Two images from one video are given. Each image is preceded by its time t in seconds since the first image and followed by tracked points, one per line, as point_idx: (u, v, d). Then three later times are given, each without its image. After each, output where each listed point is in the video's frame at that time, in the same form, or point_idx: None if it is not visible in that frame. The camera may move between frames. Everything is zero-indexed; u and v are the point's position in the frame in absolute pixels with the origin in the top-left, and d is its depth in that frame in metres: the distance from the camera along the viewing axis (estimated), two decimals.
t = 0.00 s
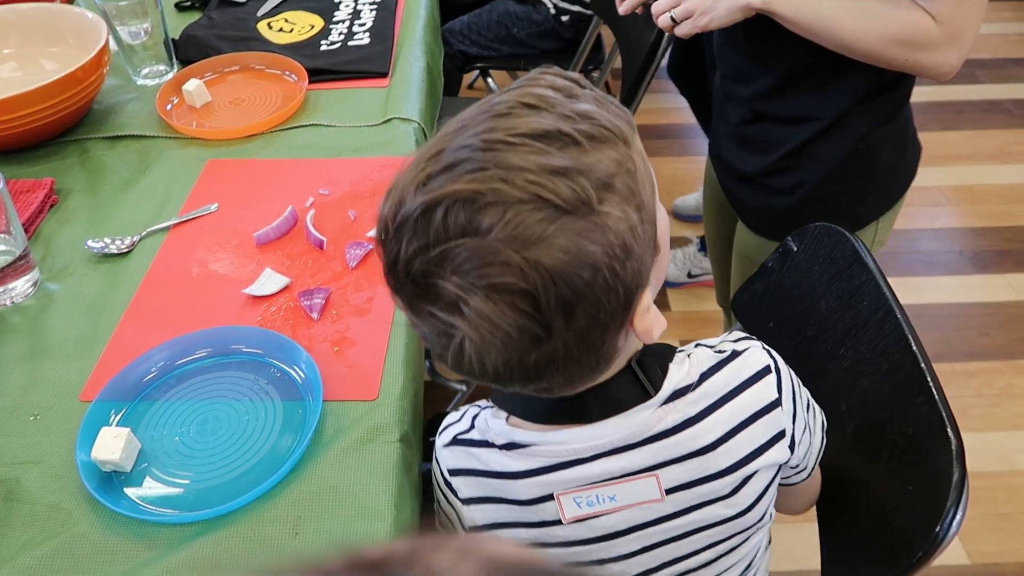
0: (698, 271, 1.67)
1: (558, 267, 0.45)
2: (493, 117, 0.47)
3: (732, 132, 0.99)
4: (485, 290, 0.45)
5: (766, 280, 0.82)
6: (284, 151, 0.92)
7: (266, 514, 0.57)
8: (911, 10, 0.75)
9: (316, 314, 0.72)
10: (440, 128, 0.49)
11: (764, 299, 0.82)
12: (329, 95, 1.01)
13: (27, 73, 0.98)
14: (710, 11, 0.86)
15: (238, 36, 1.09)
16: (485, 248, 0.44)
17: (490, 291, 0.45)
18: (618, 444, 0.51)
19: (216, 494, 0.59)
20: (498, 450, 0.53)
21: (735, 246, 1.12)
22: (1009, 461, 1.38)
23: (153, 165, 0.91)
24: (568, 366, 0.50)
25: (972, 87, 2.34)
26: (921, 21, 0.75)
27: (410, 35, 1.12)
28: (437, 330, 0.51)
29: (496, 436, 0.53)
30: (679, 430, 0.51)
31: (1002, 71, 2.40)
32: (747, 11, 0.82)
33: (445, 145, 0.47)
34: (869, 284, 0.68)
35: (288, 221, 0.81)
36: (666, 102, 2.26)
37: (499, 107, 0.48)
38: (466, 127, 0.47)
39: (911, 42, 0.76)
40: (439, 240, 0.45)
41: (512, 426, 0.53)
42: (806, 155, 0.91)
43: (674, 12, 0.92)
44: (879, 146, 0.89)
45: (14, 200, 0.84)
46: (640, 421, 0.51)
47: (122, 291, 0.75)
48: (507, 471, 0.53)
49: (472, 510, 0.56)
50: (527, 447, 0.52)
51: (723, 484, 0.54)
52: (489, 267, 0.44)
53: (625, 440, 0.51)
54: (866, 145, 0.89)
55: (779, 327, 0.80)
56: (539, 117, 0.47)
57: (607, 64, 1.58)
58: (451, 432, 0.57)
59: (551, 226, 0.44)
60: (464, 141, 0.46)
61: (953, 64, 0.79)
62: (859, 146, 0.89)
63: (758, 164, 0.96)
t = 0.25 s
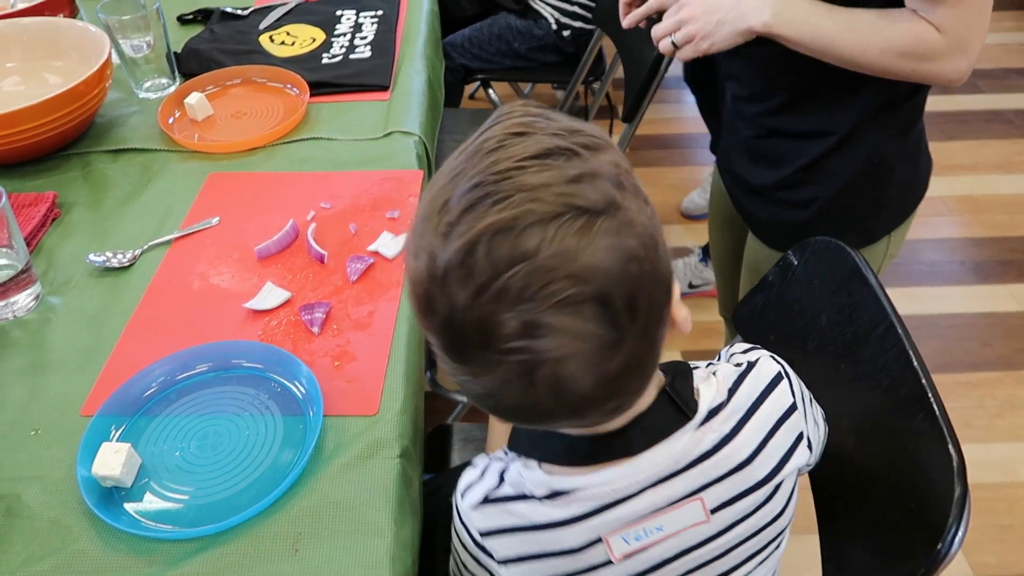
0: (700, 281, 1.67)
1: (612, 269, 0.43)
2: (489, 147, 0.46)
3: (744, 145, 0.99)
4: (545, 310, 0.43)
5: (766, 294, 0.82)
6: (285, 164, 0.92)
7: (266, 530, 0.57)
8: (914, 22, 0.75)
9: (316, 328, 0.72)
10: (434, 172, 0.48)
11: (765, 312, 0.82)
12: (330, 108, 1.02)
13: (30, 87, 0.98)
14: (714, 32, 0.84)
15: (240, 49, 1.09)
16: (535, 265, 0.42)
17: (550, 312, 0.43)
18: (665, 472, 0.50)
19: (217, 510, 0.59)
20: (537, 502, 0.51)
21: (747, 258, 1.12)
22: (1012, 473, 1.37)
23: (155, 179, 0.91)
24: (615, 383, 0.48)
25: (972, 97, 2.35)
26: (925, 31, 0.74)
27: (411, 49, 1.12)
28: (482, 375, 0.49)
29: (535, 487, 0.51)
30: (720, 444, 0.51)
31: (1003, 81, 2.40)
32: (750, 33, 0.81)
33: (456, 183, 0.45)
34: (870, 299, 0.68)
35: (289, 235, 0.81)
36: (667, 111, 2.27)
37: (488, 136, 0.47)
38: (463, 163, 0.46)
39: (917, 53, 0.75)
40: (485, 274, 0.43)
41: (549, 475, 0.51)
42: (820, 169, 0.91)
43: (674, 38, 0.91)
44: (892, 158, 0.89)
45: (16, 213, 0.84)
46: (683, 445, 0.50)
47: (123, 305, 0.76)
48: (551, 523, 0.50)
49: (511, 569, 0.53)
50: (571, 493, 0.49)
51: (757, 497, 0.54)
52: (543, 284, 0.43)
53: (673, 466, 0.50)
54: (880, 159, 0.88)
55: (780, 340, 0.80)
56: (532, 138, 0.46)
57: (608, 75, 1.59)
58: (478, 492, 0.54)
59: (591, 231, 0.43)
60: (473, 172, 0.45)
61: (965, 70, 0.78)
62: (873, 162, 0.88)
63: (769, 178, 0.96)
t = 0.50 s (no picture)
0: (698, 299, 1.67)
1: (660, 230, 0.50)
2: (496, 185, 0.54)
3: (764, 175, 1.04)
4: (624, 285, 0.48)
5: (764, 314, 0.82)
6: (287, 180, 0.93)
7: (262, 548, 0.57)
8: (887, 38, 0.77)
9: (315, 344, 0.72)
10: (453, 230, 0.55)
11: (763, 334, 0.82)
12: (332, 124, 1.02)
13: (33, 99, 0.99)
14: (701, 88, 0.89)
15: (243, 64, 1.10)
16: (599, 244, 0.48)
17: (630, 284, 0.48)
18: (741, 502, 0.56)
19: (213, 527, 0.59)
20: (627, 565, 0.54)
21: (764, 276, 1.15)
22: (1009, 496, 1.37)
23: (156, 192, 0.92)
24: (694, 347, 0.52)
25: (970, 119, 2.37)
26: (901, 46, 0.77)
27: (413, 65, 1.13)
28: (579, 385, 0.51)
29: (620, 552, 0.54)
30: (772, 469, 0.58)
31: (1000, 104, 2.43)
32: (734, 81, 0.87)
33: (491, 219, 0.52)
34: (867, 321, 0.69)
35: (289, 250, 0.81)
36: (667, 129, 2.28)
37: (490, 179, 0.56)
38: (482, 203, 0.54)
39: (899, 67, 0.78)
40: (562, 271, 0.48)
41: (630, 536, 0.55)
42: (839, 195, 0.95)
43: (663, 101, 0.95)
44: (914, 180, 0.93)
45: (16, 226, 0.84)
46: (751, 471, 0.57)
47: (122, 318, 0.76)
48: None
49: None
50: (659, 549, 0.54)
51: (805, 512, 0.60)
52: (613, 259, 0.48)
53: (749, 490, 0.56)
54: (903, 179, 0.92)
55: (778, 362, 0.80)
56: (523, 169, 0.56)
57: (607, 94, 1.60)
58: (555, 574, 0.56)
59: (621, 208, 0.50)
60: (499, 203, 0.52)
61: (955, 70, 0.79)
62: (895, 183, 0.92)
63: (790, 204, 1.00)
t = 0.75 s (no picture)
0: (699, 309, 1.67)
1: (746, 222, 0.51)
2: (570, 183, 0.54)
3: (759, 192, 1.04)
4: (719, 272, 0.48)
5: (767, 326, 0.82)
6: (290, 187, 0.93)
7: (262, 556, 0.57)
8: (856, 54, 0.79)
9: (316, 352, 0.72)
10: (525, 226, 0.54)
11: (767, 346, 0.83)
12: (335, 131, 1.02)
13: (38, 105, 0.99)
14: (683, 116, 0.90)
15: (247, 71, 1.10)
16: (693, 232, 0.49)
17: (725, 272, 0.48)
18: (785, 501, 0.57)
19: (212, 535, 0.58)
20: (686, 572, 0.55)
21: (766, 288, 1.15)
22: (1009, 510, 1.37)
23: (159, 198, 0.92)
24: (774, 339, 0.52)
25: (970, 132, 2.38)
26: (870, 60, 0.78)
27: (417, 74, 1.14)
28: (671, 378, 0.49)
29: (678, 559, 0.55)
30: (811, 465, 0.59)
31: (1000, 117, 2.44)
32: (714, 108, 0.88)
33: (573, 212, 0.52)
34: (869, 333, 0.69)
35: (291, 257, 0.81)
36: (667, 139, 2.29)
37: (561, 178, 0.55)
38: (559, 197, 0.53)
39: (870, 81, 0.80)
40: (661, 257, 0.47)
41: (686, 543, 0.55)
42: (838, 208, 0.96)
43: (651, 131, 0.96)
44: (910, 190, 0.95)
45: (19, 230, 0.84)
46: (792, 469, 0.58)
47: (124, 324, 0.76)
48: None
49: None
50: (717, 552, 0.54)
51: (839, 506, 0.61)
52: (708, 247, 0.48)
53: (791, 489, 0.57)
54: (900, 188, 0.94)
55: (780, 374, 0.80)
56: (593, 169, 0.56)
57: (609, 104, 1.60)
58: None
59: (706, 199, 0.51)
60: (580, 197, 0.52)
61: (930, 79, 0.80)
62: (893, 193, 0.94)
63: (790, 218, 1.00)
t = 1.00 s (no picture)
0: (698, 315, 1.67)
1: (808, 218, 0.50)
2: (631, 157, 0.53)
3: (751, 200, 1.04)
4: (780, 264, 0.48)
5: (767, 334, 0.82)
6: (290, 190, 0.93)
7: (259, 562, 0.56)
8: (842, 62, 0.80)
9: (315, 356, 0.71)
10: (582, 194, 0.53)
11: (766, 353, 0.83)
12: (336, 135, 1.02)
13: (38, 106, 0.99)
14: (669, 121, 0.92)
15: (249, 74, 1.10)
16: (759, 220, 0.48)
17: (783, 264, 0.48)
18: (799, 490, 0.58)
19: (209, 540, 0.58)
20: (706, 565, 0.55)
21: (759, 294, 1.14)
22: (1009, 519, 1.36)
23: (159, 200, 0.92)
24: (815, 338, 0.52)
25: (971, 140, 2.38)
26: (855, 68, 0.79)
27: (418, 78, 1.14)
28: (712, 365, 0.49)
29: (699, 552, 0.55)
30: (818, 455, 0.61)
31: (1000, 125, 2.44)
32: (701, 113, 0.90)
33: (634, 186, 0.51)
34: (871, 342, 0.68)
35: (291, 261, 0.81)
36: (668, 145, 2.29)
37: (619, 152, 0.55)
38: (621, 170, 0.52)
39: (856, 89, 0.81)
40: (724, 240, 0.47)
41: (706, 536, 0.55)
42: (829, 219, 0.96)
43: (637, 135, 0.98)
44: (897, 199, 0.94)
45: (17, 232, 0.84)
46: (805, 459, 0.60)
47: (122, 327, 0.75)
48: None
49: None
50: (736, 543, 0.55)
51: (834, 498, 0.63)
52: (771, 236, 0.47)
53: (805, 477, 0.59)
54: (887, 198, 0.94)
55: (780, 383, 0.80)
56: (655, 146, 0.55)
57: (610, 110, 1.60)
58: None
59: (773, 190, 0.50)
60: (643, 172, 0.51)
61: (915, 89, 0.81)
62: (881, 201, 0.94)
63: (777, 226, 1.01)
